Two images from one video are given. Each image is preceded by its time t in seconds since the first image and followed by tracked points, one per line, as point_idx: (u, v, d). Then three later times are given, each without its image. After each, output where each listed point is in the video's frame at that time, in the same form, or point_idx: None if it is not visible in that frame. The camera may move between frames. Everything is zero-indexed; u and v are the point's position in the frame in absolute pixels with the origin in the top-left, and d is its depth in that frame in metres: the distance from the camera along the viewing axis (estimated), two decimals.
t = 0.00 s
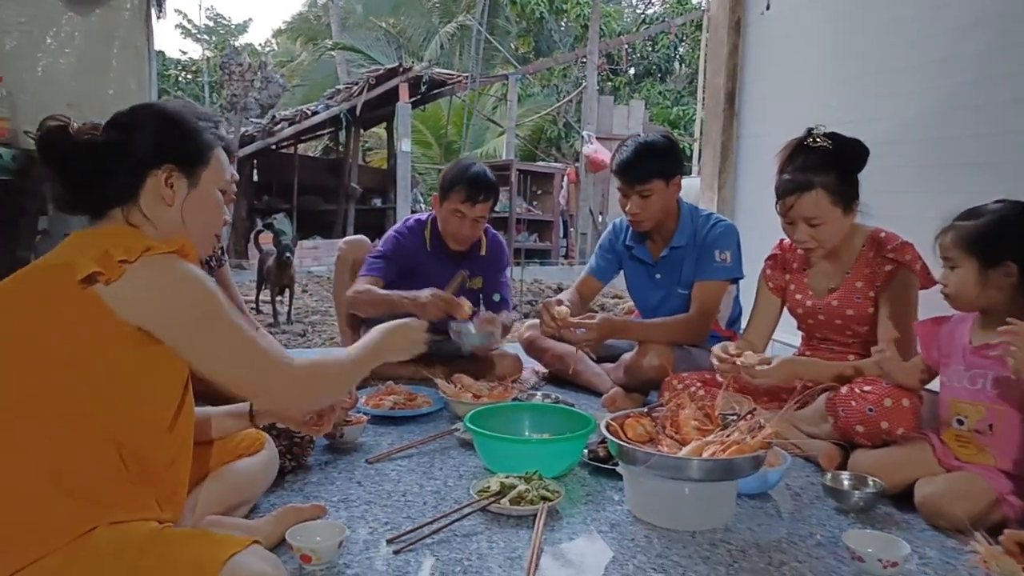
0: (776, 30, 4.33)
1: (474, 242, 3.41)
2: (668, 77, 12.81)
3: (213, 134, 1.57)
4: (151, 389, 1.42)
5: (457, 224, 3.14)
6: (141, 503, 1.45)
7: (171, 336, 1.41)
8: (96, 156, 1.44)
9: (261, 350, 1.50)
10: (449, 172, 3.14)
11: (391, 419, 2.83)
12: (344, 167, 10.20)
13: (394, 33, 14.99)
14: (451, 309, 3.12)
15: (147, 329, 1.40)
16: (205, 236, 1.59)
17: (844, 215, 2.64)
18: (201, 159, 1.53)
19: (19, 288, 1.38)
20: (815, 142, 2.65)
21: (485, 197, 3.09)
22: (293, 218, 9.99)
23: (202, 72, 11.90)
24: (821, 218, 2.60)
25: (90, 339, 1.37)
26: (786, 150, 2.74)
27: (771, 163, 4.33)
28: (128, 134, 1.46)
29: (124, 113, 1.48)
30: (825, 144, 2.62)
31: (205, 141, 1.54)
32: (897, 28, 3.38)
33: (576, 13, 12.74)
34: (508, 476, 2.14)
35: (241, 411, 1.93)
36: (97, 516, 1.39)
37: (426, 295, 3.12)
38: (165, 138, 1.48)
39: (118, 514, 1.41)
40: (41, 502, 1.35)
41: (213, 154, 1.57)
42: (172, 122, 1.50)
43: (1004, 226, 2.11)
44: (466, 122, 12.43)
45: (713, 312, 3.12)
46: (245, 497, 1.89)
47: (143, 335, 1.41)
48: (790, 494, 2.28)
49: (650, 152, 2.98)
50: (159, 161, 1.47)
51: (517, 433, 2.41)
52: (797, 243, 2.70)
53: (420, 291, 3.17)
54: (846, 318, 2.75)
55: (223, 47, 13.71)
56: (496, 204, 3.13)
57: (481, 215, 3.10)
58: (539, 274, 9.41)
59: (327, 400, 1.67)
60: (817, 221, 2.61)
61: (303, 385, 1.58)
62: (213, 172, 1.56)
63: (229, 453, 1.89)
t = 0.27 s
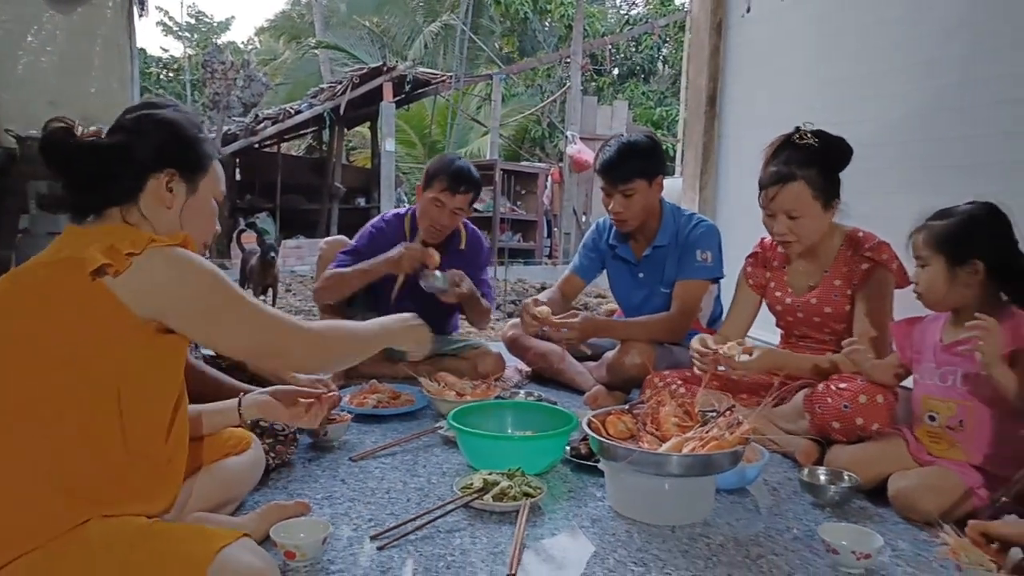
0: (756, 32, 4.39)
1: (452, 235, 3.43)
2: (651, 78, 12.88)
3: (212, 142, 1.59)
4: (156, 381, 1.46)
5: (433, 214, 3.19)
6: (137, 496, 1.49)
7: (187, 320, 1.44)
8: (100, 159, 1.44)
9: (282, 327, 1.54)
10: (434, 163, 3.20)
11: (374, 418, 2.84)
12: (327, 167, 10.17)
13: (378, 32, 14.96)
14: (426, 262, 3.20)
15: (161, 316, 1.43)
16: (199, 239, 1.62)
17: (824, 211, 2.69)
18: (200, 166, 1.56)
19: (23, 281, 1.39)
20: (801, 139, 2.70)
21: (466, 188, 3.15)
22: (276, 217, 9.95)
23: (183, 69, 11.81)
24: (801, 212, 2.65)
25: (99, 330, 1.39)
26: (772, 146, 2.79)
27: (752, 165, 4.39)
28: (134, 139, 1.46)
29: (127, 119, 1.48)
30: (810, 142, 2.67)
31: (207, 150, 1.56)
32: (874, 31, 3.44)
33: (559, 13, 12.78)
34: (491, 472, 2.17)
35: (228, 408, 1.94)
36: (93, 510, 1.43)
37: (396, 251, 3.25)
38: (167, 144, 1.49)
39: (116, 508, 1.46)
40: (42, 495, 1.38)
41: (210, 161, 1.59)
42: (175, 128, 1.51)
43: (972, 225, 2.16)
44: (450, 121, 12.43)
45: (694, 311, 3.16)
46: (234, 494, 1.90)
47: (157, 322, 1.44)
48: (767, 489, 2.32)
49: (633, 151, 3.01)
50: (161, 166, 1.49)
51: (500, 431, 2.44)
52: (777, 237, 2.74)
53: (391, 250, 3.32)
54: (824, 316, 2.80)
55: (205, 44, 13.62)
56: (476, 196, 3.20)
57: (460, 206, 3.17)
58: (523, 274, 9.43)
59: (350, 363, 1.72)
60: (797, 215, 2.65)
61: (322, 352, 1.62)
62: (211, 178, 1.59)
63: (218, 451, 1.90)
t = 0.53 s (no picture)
0: (742, 33, 4.43)
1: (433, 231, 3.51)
2: (639, 79, 12.93)
3: (192, 142, 1.60)
4: (126, 377, 1.44)
5: (415, 211, 3.22)
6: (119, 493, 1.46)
7: (144, 322, 1.42)
8: (82, 155, 1.43)
9: (236, 336, 1.54)
10: (421, 159, 3.24)
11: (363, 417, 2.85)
12: (315, 167, 10.15)
13: (366, 32, 14.93)
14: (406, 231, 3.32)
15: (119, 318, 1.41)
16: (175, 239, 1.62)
17: (811, 210, 2.73)
18: (181, 166, 1.56)
19: None
20: (791, 139, 2.74)
21: (450, 187, 3.17)
22: (263, 217, 9.91)
23: (170, 68, 11.75)
24: (788, 209, 2.69)
25: (62, 328, 1.37)
26: (763, 144, 2.83)
27: (737, 165, 4.43)
28: (117, 136, 1.46)
29: (108, 118, 1.49)
30: (800, 142, 2.72)
31: (188, 149, 1.57)
32: (857, 33, 3.49)
33: (547, 14, 12.82)
34: (479, 470, 2.19)
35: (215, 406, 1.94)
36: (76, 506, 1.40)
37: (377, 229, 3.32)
38: (149, 143, 1.49)
39: (99, 504, 1.42)
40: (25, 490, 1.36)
41: (190, 162, 1.60)
42: (158, 128, 1.52)
43: (949, 226, 2.21)
44: (438, 121, 12.44)
45: (680, 310, 3.19)
46: (220, 493, 1.91)
47: (112, 323, 1.41)
48: (752, 486, 2.35)
49: (618, 151, 3.04)
50: (143, 164, 1.49)
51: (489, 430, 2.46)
52: (765, 233, 2.78)
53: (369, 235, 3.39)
54: (809, 315, 2.85)
55: (192, 44, 13.55)
56: (459, 193, 3.22)
57: (438, 203, 3.18)
58: (512, 274, 9.45)
59: (290, 386, 1.72)
60: (784, 211, 2.69)
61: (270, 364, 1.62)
62: (189, 178, 1.59)
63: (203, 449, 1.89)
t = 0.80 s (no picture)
0: (737, 34, 4.45)
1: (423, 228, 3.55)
2: (635, 79, 12.96)
3: (178, 136, 1.60)
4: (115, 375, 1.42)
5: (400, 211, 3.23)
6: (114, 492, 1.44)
7: (129, 322, 1.41)
8: (65, 151, 1.43)
9: (220, 338, 1.52)
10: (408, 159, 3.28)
11: (360, 415, 2.86)
12: (311, 166, 10.15)
13: (362, 32, 14.93)
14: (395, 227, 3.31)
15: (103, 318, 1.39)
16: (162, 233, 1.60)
17: (808, 210, 2.75)
18: (166, 159, 1.56)
19: None
20: (789, 139, 2.76)
21: (434, 187, 3.20)
22: (259, 217, 9.90)
23: (165, 68, 11.72)
24: (785, 209, 2.71)
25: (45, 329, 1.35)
26: (760, 145, 2.85)
27: (732, 165, 4.45)
28: (100, 132, 1.46)
29: (92, 114, 1.49)
30: (797, 142, 2.74)
31: (173, 143, 1.56)
32: (850, 35, 3.51)
33: (544, 14, 12.84)
34: (475, 468, 2.20)
35: (208, 404, 1.95)
36: (72, 506, 1.37)
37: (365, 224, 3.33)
38: (133, 136, 1.49)
39: (96, 503, 1.40)
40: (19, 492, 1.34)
41: (177, 155, 1.59)
42: (142, 122, 1.52)
43: (940, 226, 2.23)
44: (434, 121, 12.45)
45: (675, 308, 3.21)
46: (216, 491, 1.92)
47: (96, 325, 1.40)
48: (746, 483, 2.37)
49: (613, 152, 3.06)
50: (127, 158, 1.49)
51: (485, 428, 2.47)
52: (761, 233, 2.80)
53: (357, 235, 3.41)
54: (804, 314, 2.87)
55: (187, 43, 13.52)
56: (447, 195, 3.26)
57: (423, 202, 3.21)
58: (508, 273, 9.47)
59: (276, 390, 1.71)
60: (781, 211, 2.71)
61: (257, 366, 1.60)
62: (176, 172, 1.58)
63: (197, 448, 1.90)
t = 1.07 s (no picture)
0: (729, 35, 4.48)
1: (415, 227, 3.57)
2: (629, 79, 12.99)
3: (172, 135, 1.61)
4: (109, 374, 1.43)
5: (386, 210, 3.27)
6: (110, 489, 1.45)
7: (114, 323, 1.41)
8: (59, 150, 1.44)
9: (205, 342, 1.52)
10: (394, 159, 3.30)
11: (355, 414, 2.88)
12: (305, 166, 10.14)
13: (356, 31, 14.92)
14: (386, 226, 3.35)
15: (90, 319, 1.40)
16: (156, 232, 1.61)
17: (799, 210, 2.77)
18: (160, 158, 1.56)
19: None
20: (781, 140, 2.79)
21: (420, 186, 3.23)
22: (253, 217, 9.90)
23: (158, 67, 11.70)
24: (777, 209, 2.73)
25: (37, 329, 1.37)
26: (752, 146, 2.87)
27: (725, 165, 4.48)
28: (92, 131, 1.47)
29: (85, 113, 1.50)
30: (789, 143, 2.76)
31: (166, 142, 1.57)
32: (841, 37, 3.55)
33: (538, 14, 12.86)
34: (469, 466, 2.22)
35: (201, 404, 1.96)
36: (69, 504, 1.39)
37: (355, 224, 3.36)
38: (125, 135, 1.50)
39: (91, 501, 1.41)
40: (16, 490, 1.36)
41: (171, 155, 1.60)
42: (134, 121, 1.53)
43: (946, 220, 2.30)
44: (428, 121, 12.46)
45: (668, 307, 3.24)
46: (212, 490, 1.94)
47: (83, 325, 1.40)
48: (738, 481, 2.40)
49: (604, 153, 3.08)
50: (120, 156, 1.50)
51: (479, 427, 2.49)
52: (753, 233, 2.82)
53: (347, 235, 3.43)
54: (795, 314, 2.89)
55: (181, 42, 13.49)
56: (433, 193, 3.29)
57: (407, 201, 3.23)
58: (502, 273, 9.48)
59: (264, 400, 1.70)
60: (773, 211, 2.74)
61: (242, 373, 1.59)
62: (170, 171, 1.59)
63: (190, 448, 1.92)
